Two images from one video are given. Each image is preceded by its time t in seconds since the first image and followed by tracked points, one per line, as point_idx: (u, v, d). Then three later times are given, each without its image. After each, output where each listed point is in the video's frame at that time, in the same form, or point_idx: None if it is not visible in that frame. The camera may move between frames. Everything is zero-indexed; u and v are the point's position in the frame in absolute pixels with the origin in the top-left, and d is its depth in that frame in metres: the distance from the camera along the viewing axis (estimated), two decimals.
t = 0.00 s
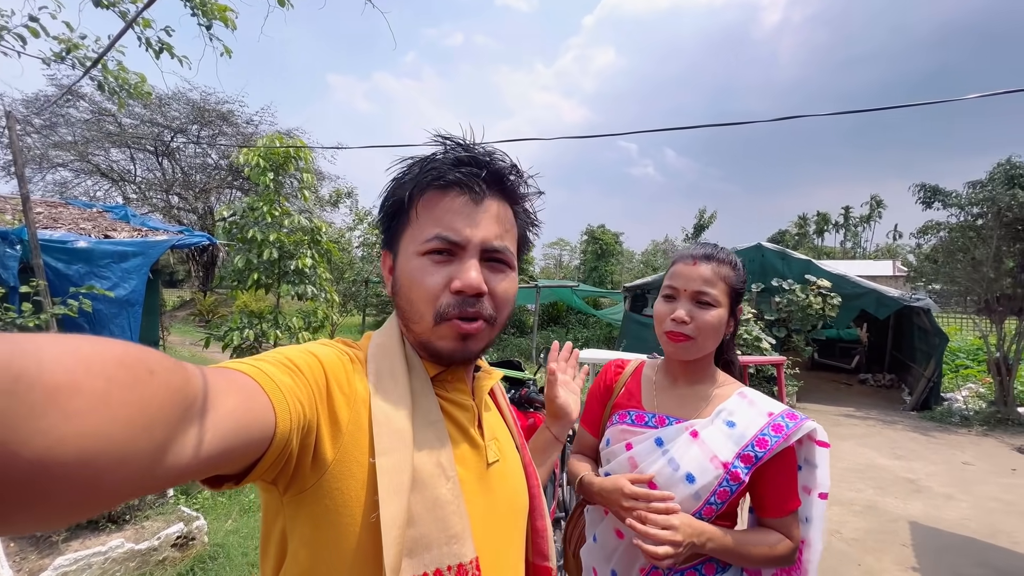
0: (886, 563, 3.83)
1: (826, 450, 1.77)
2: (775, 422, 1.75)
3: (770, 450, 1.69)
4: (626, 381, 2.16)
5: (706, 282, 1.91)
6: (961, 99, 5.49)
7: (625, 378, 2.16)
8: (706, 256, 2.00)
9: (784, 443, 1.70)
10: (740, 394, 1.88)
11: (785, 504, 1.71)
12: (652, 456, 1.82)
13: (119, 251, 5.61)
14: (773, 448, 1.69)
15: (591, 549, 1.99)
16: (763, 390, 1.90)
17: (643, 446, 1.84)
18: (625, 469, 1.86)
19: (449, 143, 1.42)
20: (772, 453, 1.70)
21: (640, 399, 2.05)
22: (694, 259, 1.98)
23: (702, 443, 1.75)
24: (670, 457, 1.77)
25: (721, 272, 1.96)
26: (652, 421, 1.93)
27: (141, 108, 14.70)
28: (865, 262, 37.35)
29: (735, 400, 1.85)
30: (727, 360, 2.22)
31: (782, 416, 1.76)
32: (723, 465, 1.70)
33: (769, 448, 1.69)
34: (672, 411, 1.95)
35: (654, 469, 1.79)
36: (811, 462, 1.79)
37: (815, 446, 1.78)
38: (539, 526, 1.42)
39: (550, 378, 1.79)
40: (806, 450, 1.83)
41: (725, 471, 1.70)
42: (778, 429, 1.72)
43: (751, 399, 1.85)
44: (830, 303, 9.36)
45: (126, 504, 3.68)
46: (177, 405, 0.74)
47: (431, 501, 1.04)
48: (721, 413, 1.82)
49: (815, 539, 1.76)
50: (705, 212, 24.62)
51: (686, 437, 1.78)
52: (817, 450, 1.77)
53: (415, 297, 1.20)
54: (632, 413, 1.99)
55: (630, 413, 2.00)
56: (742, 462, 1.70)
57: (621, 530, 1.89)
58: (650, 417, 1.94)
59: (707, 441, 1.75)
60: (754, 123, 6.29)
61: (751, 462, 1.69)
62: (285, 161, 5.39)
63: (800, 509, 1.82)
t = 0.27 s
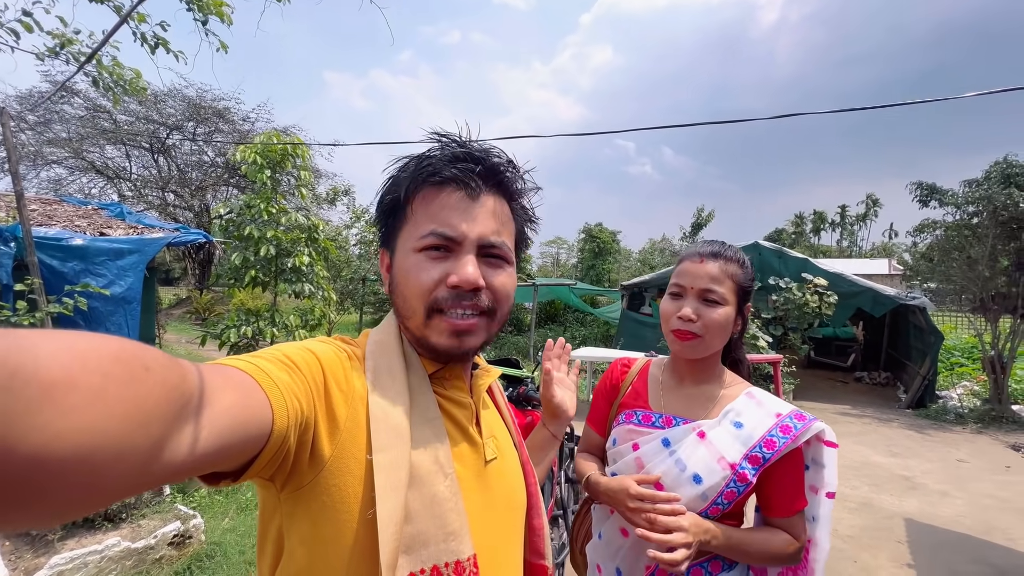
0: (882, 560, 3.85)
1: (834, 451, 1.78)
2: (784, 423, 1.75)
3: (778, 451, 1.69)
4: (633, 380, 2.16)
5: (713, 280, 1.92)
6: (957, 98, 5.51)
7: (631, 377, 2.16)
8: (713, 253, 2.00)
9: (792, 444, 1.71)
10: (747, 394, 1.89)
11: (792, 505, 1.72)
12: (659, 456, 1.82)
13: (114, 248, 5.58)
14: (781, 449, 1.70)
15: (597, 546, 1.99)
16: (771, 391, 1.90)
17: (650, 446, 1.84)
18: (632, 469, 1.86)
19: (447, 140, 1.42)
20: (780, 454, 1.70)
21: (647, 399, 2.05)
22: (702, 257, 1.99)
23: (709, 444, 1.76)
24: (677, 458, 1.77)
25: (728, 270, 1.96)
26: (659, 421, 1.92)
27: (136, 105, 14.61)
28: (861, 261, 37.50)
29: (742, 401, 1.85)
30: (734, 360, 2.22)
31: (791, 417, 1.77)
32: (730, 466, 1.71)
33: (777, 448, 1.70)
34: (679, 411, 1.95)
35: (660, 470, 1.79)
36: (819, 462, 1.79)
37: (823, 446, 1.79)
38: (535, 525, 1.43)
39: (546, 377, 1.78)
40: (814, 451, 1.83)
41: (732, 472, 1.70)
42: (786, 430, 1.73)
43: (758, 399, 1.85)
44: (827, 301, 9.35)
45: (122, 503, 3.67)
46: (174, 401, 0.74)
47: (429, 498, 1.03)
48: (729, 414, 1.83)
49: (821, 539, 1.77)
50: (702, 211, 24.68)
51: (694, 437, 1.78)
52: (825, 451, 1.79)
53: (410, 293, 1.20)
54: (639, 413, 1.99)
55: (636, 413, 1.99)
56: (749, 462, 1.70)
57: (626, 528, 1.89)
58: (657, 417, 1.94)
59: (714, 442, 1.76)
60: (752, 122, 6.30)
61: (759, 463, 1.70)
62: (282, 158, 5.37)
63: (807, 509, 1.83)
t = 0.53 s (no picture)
0: (884, 561, 3.84)
1: (841, 453, 1.78)
2: (792, 424, 1.75)
3: (787, 453, 1.69)
4: (639, 381, 2.15)
5: (716, 279, 1.91)
6: (959, 97, 5.50)
7: (637, 378, 2.16)
8: (717, 253, 2.00)
9: (800, 446, 1.70)
10: (753, 395, 1.87)
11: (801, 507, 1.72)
12: (667, 458, 1.81)
13: (116, 248, 5.57)
14: (790, 451, 1.69)
15: (602, 547, 1.99)
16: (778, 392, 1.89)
17: (658, 447, 1.84)
18: (639, 471, 1.86)
19: (466, 143, 1.39)
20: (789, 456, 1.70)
21: (654, 400, 2.05)
22: (706, 257, 1.99)
23: (717, 446, 1.75)
24: (686, 460, 1.76)
25: (732, 269, 1.95)
26: (665, 423, 1.92)
27: (137, 105, 14.62)
28: (862, 261, 37.45)
29: (749, 402, 1.84)
30: (741, 361, 2.22)
31: (799, 418, 1.77)
32: (739, 467, 1.71)
33: (786, 450, 1.69)
34: (686, 412, 1.95)
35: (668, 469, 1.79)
36: (826, 465, 1.79)
37: (831, 448, 1.78)
38: (532, 526, 1.41)
39: (549, 379, 1.77)
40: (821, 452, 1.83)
41: (741, 474, 1.70)
42: (795, 432, 1.72)
43: (766, 401, 1.84)
44: (828, 301, 9.32)
45: (122, 503, 3.67)
46: (168, 405, 0.73)
47: (425, 500, 1.03)
48: (736, 415, 1.82)
49: (829, 541, 1.77)
50: (704, 211, 24.66)
51: (702, 439, 1.78)
52: (833, 453, 1.78)
53: (441, 304, 1.17)
54: (645, 414, 1.99)
55: (643, 415, 1.99)
56: (758, 464, 1.70)
57: (632, 530, 1.89)
58: (664, 418, 1.93)
59: (723, 443, 1.75)
60: (753, 121, 6.29)
61: (767, 465, 1.70)
62: (284, 158, 5.37)
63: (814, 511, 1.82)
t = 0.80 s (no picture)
0: (889, 564, 3.81)
1: (846, 452, 1.78)
2: (795, 423, 1.74)
3: (790, 452, 1.67)
4: (641, 380, 2.15)
5: (718, 275, 1.91)
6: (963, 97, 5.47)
7: (639, 378, 2.16)
8: (720, 252, 2.00)
9: (803, 445, 1.69)
10: (756, 394, 1.87)
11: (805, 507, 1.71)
12: (668, 458, 1.81)
13: (120, 250, 5.60)
14: (792, 450, 1.68)
15: (605, 547, 1.98)
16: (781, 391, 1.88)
17: (658, 447, 1.83)
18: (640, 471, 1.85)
19: (479, 147, 1.39)
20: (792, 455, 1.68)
21: (655, 399, 2.05)
22: (708, 254, 1.99)
23: (719, 445, 1.75)
24: (687, 460, 1.76)
25: (735, 266, 1.95)
26: (667, 422, 1.92)
27: (142, 107, 14.69)
28: (866, 262, 37.28)
29: (751, 401, 1.83)
30: (743, 361, 2.21)
31: (802, 417, 1.75)
32: (740, 467, 1.70)
33: (788, 449, 1.68)
34: (687, 412, 1.94)
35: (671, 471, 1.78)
36: (832, 464, 1.78)
37: (836, 447, 1.78)
38: (527, 526, 1.39)
39: (545, 380, 1.74)
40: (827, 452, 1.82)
41: (742, 473, 1.69)
42: (798, 431, 1.71)
43: (768, 400, 1.83)
44: (832, 302, 9.31)
45: (126, 504, 3.68)
46: (165, 404, 0.73)
47: (423, 501, 1.02)
48: (738, 414, 1.81)
49: (837, 542, 1.74)
50: (707, 211, 24.60)
51: (703, 438, 1.77)
52: (839, 451, 1.77)
53: (467, 305, 1.18)
54: (647, 415, 1.98)
55: (644, 415, 1.98)
56: (759, 464, 1.69)
57: (635, 530, 1.88)
58: (665, 417, 1.93)
59: (724, 442, 1.75)
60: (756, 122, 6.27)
61: (770, 464, 1.68)
62: (287, 160, 5.38)
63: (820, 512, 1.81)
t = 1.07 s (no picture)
0: (894, 567, 3.78)
1: (847, 453, 1.76)
2: (793, 425, 1.72)
3: (788, 454, 1.66)
4: (639, 383, 2.14)
5: (715, 274, 1.90)
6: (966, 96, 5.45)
7: (637, 381, 2.15)
8: (715, 251, 2.00)
9: (802, 447, 1.68)
10: (754, 396, 1.85)
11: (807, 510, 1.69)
12: (666, 460, 1.80)
13: (123, 253, 5.62)
14: (790, 453, 1.67)
15: (604, 550, 1.97)
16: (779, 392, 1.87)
17: (656, 450, 1.83)
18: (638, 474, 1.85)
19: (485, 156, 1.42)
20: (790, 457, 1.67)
21: (653, 402, 2.04)
22: (704, 254, 1.99)
23: (716, 448, 1.74)
24: (684, 463, 1.75)
25: (731, 265, 1.95)
26: (665, 425, 1.90)
27: (146, 111, 14.78)
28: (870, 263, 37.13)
29: (749, 402, 1.82)
30: (742, 362, 2.20)
31: (800, 418, 1.74)
32: (738, 470, 1.69)
33: (787, 452, 1.66)
34: (686, 414, 1.93)
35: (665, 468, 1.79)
36: (833, 466, 1.76)
37: (836, 448, 1.77)
38: (521, 528, 1.40)
39: (543, 382, 1.74)
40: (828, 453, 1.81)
41: (740, 476, 1.69)
42: (796, 433, 1.69)
43: (767, 401, 1.82)
44: (834, 303, 9.29)
45: (128, 507, 3.69)
46: (157, 405, 0.73)
47: (417, 503, 1.02)
48: (736, 416, 1.80)
49: (839, 546, 1.72)
50: (709, 212, 24.57)
51: (701, 442, 1.77)
52: (839, 453, 1.76)
53: (497, 311, 1.22)
54: (644, 417, 1.97)
55: (642, 417, 1.98)
56: (758, 467, 1.68)
57: (633, 533, 1.87)
58: (662, 421, 1.92)
59: (722, 445, 1.74)
60: (757, 123, 6.26)
61: (768, 467, 1.67)
62: (289, 163, 5.40)
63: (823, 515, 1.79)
